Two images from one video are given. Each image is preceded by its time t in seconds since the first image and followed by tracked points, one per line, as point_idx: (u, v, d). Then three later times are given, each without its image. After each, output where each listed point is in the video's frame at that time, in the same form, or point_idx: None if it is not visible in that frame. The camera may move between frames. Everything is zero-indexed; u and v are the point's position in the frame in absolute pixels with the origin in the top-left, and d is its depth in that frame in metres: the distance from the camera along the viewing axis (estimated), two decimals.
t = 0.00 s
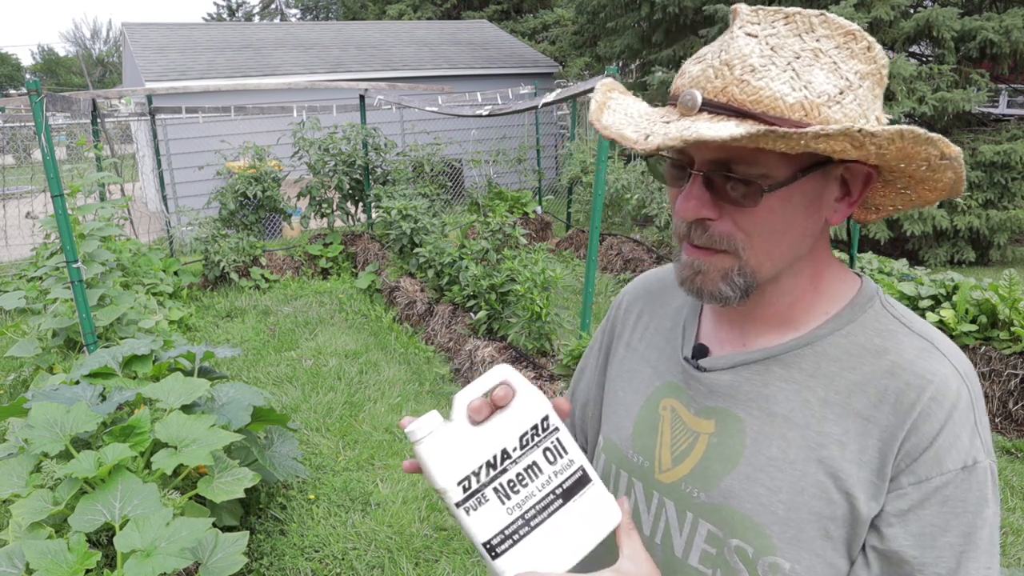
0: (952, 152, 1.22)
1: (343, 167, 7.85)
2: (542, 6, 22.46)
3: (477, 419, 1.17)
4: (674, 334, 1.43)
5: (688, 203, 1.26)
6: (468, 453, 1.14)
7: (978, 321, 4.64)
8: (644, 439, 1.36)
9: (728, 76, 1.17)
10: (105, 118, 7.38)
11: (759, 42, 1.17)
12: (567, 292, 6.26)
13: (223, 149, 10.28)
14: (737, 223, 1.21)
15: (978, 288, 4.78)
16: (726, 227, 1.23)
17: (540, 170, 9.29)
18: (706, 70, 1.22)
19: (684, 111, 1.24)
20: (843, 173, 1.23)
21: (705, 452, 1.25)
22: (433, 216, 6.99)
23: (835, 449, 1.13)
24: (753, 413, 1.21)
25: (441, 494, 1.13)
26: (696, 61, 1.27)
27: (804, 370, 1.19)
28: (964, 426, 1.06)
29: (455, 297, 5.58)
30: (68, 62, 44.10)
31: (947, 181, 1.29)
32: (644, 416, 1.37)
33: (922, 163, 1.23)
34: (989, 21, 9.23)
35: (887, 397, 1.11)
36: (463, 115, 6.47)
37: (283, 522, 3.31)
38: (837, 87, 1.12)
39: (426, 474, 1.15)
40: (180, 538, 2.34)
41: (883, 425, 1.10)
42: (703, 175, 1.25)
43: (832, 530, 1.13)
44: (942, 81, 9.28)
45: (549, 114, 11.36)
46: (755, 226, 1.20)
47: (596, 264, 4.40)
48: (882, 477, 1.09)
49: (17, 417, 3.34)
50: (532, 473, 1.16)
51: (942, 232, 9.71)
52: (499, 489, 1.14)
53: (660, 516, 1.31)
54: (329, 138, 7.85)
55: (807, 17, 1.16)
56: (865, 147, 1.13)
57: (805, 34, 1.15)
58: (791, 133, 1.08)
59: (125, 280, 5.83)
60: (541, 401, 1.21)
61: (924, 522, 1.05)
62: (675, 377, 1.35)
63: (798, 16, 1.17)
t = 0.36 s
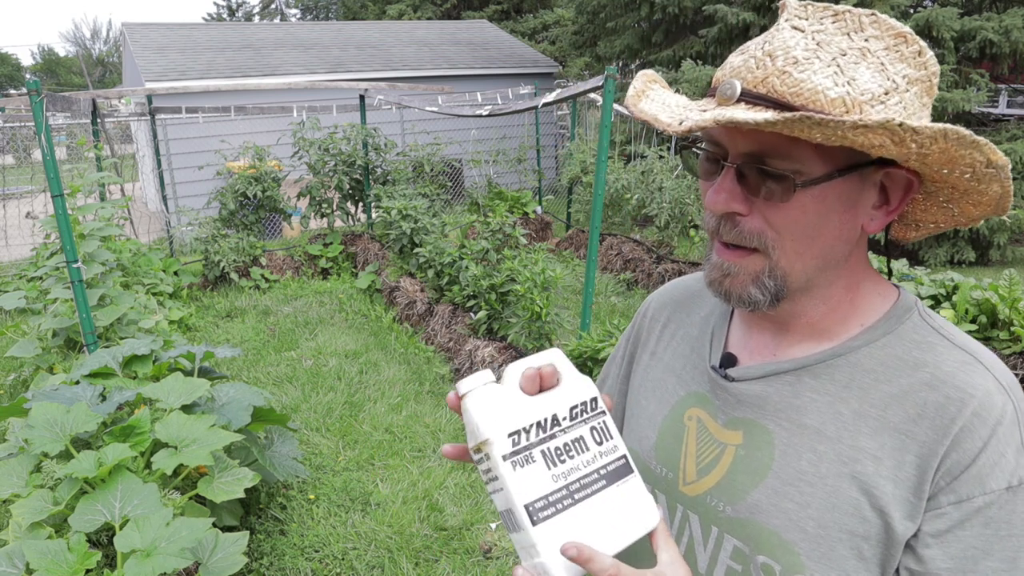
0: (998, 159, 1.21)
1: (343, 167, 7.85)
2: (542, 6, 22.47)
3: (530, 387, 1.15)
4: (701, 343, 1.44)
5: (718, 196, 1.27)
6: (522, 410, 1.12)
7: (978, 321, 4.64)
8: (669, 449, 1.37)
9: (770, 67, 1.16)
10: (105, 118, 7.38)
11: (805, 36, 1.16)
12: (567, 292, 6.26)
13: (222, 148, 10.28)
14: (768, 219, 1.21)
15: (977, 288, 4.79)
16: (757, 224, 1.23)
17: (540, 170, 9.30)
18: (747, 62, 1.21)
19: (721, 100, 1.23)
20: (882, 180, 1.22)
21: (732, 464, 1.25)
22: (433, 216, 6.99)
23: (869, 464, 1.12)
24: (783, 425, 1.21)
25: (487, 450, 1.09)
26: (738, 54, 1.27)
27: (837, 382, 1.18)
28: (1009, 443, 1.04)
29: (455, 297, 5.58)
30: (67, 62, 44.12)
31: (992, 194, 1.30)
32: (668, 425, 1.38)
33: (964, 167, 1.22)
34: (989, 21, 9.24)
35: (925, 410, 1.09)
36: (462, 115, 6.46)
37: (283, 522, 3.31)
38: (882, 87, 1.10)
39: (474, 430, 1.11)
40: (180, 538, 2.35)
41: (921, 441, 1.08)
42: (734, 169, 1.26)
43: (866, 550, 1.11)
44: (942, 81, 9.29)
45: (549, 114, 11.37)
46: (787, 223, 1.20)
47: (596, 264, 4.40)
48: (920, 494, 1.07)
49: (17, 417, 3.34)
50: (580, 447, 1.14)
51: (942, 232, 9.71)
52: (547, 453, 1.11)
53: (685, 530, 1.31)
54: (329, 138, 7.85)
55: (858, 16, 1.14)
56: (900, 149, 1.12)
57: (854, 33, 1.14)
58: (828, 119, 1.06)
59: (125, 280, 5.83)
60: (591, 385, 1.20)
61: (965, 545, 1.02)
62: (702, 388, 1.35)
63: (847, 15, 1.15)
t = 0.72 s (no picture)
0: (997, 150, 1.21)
1: (343, 167, 7.85)
2: (542, 6, 22.47)
3: (523, 386, 1.15)
4: (704, 347, 1.43)
5: (715, 217, 1.25)
6: (518, 410, 1.12)
7: (978, 321, 4.64)
8: (676, 455, 1.37)
9: (752, 83, 1.16)
10: (105, 118, 7.38)
11: (784, 44, 1.15)
12: (567, 292, 6.27)
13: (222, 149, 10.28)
14: (769, 235, 1.20)
15: (978, 288, 4.80)
16: (758, 239, 1.22)
17: (540, 170, 9.30)
18: (729, 77, 1.20)
19: (707, 120, 1.23)
20: (879, 179, 1.20)
21: (739, 471, 1.26)
22: (433, 216, 6.99)
23: (877, 470, 1.12)
24: (789, 432, 1.21)
25: (484, 452, 1.09)
26: (718, 67, 1.26)
27: (844, 387, 1.18)
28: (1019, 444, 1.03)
29: (455, 297, 5.58)
30: (67, 62, 44.13)
31: (993, 181, 1.30)
32: (675, 433, 1.39)
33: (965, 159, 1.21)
34: (988, 21, 9.25)
35: (933, 413, 1.09)
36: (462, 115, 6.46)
37: (283, 522, 3.31)
38: (869, 88, 1.09)
39: (469, 433, 1.11)
40: (180, 538, 2.35)
41: (929, 445, 1.09)
42: (730, 188, 1.24)
43: (875, 557, 1.12)
44: (942, 81, 9.29)
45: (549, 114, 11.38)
46: (789, 237, 1.19)
47: (596, 264, 4.40)
48: (929, 500, 1.07)
49: (17, 417, 3.35)
50: (576, 444, 1.14)
51: (942, 232, 9.71)
52: (544, 453, 1.11)
53: (694, 539, 1.31)
54: (329, 138, 7.85)
55: (834, 14, 1.13)
56: (895, 155, 1.11)
57: (834, 33, 1.13)
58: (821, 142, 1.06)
59: (125, 280, 5.83)
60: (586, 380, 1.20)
61: (974, 548, 1.02)
62: (706, 395, 1.36)
63: (825, 14, 1.14)
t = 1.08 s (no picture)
0: (987, 123, 1.23)
1: (343, 167, 7.85)
2: (542, 6, 22.48)
3: (515, 410, 1.17)
4: (694, 345, 1.43)
5: (725, 194, 1.24)
6: (505, 442, 1.14)
7: (978, 321, 4.65)
8: (669, 453, 1.35)
9: (757, 59, 1.15)
10: (105, 118, 7.38)
11: (780, 28, 1.16)
12: (568, 292, 6.27)
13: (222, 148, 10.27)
14: (780, 208, 1.19)
15: (977, 288, 4.80)
16: (766, 215, 1.22)
17: (540, 170, 9.31)
18: (731, 59, 1.19)
19: (711, 99, 1.19)
20: (872, 159, 1.24)
21: (732, 468, 1.24)
22: (433, 216, 7.00)
23: (868, 463, 1.11)
24: (780, 428, 1.20)
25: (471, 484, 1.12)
26: (718, 52, 1.25)
27: (832, 379, 1.17)
28: (1004, 432, 1.04)
29: (455, 297, 5.58)
30: (67, 62, 44.15)
31: (972, 162, 1.32)
32: (667, 432, 1.36)
33: (957, 132, 1.24)
34: (988, 21, 9.25)
35: (919, 404, 1.10)
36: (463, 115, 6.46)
37: (283, 522, 3.31)
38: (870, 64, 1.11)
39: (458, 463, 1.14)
40: (180, 537, 2.35)
41: (916, 435, 1.09)
42: (737, 165, 1.23)
43: (868, 547, 1.11)
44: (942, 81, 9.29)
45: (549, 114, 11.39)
46: (797, 211, 1.19)
47: (596, 264, 4.41)
48: (918, 490, 1.07)
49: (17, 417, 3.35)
50: (566, 469, 1.16)
51: (942, 232, 9.71)
52: (531, 482, 1.13)
53: (689, 536, 1.29)
54: (329, 138, 7.85)
55: (822, 6, 1.14)
56: (901, 114, 1.14)
57: (822, 22, 1.14)
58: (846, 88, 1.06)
59: (125, 280, 5.83)
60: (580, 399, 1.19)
61: (966, 535, 1.02)
62: (697, 392, 1.34)
63: (812, 5, 1.15)
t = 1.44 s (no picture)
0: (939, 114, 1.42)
1: (343, 167, 7.85)
2: (542, 6, 22.48)
3: (534, 306, 1.19)
4: (671, 336, 1.43)
5: (721, 165, 1.30)
6: (509, 324, 1.16)
7: (977, 320, 4.65)
8: (650, 440, 1.35)
9: (751, 42, 1.25)
10: (105, 118, 7.37)
11: (765, 19, 1.28)
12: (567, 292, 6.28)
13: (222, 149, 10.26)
14: (770, 181, 1.28)
15: (977, 288, 4.79)
16: (756, 189, 1.29)
17: (540, 170, 9.31)
18: (724, 43, 1.28)
19: (708, 78, 1.26)
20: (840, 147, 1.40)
21: (712, 450, 1.25)
22: (433, 216, 7.00)
23: (840, 437, 1.15)
24: (755, 407, 1.23)
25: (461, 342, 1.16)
26: (707, 38, 1.33)
27: (802, 359, 1.22)
28: (964, 401, 1.09)
29: (455, 297, 5.59)
30: (67, 62, 44.16)
31: (918, 159, 1.49)
32: (648, 419, 1.37)
33: (920, 120, 1.40)
34: (988, 21, 9.25)
35: (885, 378, 1.14)
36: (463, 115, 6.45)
37: (283, 522, 3.31)
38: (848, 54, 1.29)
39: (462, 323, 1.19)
40: (180, 538, 2.35)
41: (884, 408, 1.13)
42: (731, 139, 1.31)
43: (843, 520, 1.15)
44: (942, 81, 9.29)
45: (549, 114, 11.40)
46: (786, 182, 1.28)
47: (596, 264, 4.41)
48: (888, 461, 1.11)
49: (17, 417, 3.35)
50: (547, 380, 1.13)
51: (942, 232, 9.71)
52: (511, 370, 1.13)
53: (672, 519, 1.30)
54: (329, 138, 7.85)
55: (794, 10, 1.29)
56: (882, 93, 1.31)
57: (794, 22, 1.29)
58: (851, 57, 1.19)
59: (125, 280, 5.83)
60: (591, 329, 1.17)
61: (933, 502, 1.07)
62: (677, 378, 1.35)
63: (788, 6, 1.28)
